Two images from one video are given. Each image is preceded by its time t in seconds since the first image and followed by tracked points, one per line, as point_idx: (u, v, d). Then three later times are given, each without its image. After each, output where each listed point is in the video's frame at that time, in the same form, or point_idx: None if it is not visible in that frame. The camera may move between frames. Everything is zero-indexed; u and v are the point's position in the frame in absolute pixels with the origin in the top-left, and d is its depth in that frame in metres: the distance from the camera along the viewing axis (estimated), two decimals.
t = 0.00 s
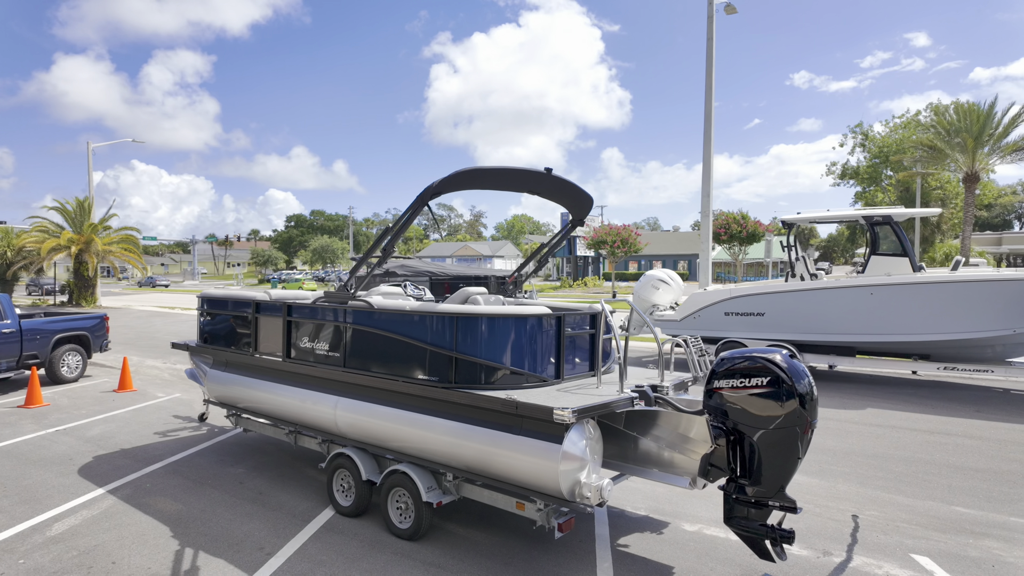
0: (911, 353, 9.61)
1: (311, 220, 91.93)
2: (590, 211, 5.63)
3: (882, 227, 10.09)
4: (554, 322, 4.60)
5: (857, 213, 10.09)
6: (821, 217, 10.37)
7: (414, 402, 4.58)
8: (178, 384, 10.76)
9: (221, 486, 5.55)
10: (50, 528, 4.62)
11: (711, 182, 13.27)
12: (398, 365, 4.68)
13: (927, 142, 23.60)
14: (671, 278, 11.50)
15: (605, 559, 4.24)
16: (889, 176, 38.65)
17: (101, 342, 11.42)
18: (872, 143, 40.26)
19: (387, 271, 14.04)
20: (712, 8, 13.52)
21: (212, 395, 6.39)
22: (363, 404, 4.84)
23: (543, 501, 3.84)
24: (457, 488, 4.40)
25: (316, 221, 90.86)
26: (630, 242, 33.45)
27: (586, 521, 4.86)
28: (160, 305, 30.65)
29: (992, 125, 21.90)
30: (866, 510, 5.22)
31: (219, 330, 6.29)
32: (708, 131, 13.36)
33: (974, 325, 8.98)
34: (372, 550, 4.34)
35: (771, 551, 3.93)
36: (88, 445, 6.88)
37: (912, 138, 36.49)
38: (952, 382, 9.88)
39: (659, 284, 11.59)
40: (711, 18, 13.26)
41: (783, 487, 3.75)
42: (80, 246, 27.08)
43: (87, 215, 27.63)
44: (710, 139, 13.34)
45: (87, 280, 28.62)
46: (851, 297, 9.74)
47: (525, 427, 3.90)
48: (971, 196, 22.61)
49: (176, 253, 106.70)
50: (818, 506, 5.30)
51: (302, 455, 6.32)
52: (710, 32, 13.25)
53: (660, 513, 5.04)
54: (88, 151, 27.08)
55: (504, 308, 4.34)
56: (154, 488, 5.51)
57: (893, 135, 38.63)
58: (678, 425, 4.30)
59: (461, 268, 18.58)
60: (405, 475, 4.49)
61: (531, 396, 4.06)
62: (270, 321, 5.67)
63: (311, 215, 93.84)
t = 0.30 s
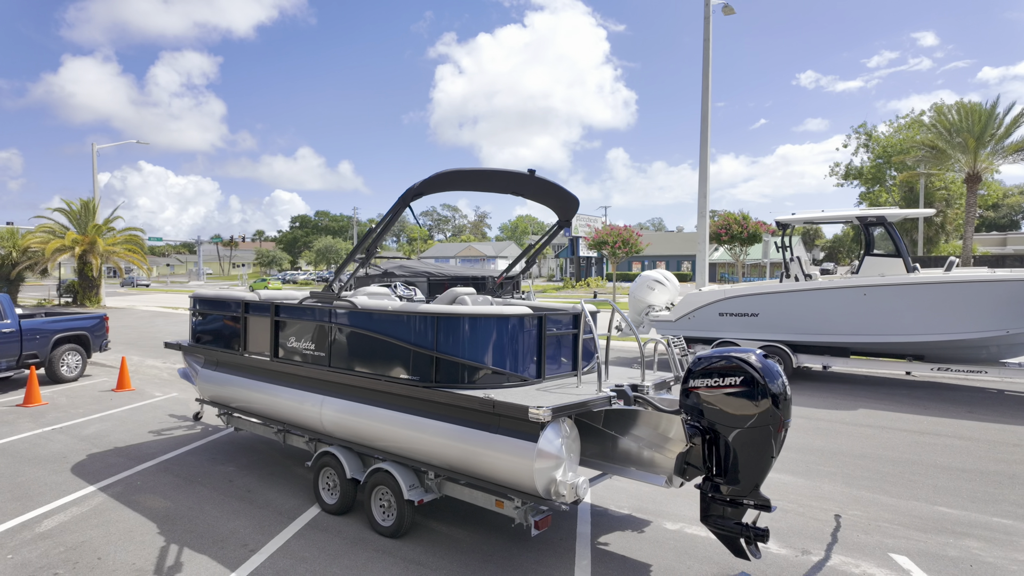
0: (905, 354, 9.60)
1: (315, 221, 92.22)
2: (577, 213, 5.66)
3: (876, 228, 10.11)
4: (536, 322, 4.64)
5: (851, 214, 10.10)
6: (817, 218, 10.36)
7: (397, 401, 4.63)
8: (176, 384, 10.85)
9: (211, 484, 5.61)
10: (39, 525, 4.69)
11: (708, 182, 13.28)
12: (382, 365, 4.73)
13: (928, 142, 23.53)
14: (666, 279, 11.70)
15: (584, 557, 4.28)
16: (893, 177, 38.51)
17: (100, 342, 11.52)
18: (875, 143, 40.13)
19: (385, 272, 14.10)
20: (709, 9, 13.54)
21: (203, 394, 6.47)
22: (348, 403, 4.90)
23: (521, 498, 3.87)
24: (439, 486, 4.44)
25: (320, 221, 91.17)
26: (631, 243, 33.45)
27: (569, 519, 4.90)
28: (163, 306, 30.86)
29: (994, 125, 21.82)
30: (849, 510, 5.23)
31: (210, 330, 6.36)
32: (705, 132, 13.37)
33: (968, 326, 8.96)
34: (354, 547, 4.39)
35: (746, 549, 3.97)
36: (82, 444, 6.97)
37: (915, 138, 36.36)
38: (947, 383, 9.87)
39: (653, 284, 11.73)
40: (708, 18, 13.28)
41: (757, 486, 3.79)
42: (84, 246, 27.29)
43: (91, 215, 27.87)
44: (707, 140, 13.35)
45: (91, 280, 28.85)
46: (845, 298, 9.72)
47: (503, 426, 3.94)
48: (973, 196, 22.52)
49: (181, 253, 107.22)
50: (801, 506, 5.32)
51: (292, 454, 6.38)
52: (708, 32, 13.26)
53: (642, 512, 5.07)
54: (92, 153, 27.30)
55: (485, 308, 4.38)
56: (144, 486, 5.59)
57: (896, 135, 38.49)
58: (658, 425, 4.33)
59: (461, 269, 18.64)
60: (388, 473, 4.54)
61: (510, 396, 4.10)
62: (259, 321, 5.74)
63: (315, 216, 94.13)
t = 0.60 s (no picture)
0: (909, 355, 9.54)
1: (327, 222, 92.92)
2: (573, 214, 5.73)
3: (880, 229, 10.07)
4: (528, 322, 4.72)
5: (855, 214, 10.08)
6: (821, 218, 10.34)
7: (392, 399, 4.72)
8: (186, 382, 11.04)
9: (214, 479, 5.75)
10: (47, 517, 4.84)
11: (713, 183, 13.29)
12: (377, 363, 4.83)
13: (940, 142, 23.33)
14: (670, 279, 11.75)
15: (574, 554, 4.34)
16: (906, 177, 38.14)
17: (113, 341, 11.74)
18: (889, 143, 39.75)
19: (392, 272, 14.24)
20: (714, 10, 13.55)
21: (208, 392, 6.61)
22: (345, 401, 5.00)
23: (510, 495, 3.95)
24: (433, 483, 4.53)
25: (332, 222, 91.85)
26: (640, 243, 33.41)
27: (561, 516, 4.97)
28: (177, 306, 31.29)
29: (1007, 125, 21.60)
30: (843, 510, 5.25)
31: (215, 329, 6.51)
32: (710, 133, 13.38)
33: (972, 327, 8.89)
34: (350, 542, 4.49)
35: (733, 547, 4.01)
36: (92, 440, 7.14)
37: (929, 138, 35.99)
38: (952, 385, 9.82)
39: (657, 285, 11.78)
40: (714, 19, 13.28)
41: (743, 484, 3.84)
42: (99, 247, 27.76)
43: (106, 216, 28.37)
44: (712, 141, 13.36)
45: (106, 281, 29.33)
46: (848, 299, 9.67)
47: (492, 424, 4.02)
48: (985, 197, 22.28)
49: (196, 254, 108.47)
50: (795, 506, 5.35)
51: (294, 451, 6.50)
52: (713, 34, 13.26)
53: (635, 510, 5.13)
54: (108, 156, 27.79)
55: (479, 308, 4.47)
56: (150, 481, 5.73)
57: (910, 134, 38.12)
58: (648, 424, 4.39)
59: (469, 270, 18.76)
60: (383, 470, 4.64)
61: (501, 394, 4.18)
62: (261, 320, 5.87)
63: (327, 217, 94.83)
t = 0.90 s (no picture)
0: (927, 356, 9.36)
1: (347, 221, 93.85)
2: (578, 214, 5.76)
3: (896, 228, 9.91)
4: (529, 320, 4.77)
5: (870, 213, 9.94)
6: (837, 217, 10.20)
7: (395, 396, 4.80)
8: (204, 379, 11.29)
9: (225, 473, 5.89)
10: (65, 507, 5.01)
11: (728, 182, 13.20)
12: (381, 361, 4.92)
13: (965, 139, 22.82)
14: (683, 279, 11.74)
15: (573, 550, 4.38)
16: (933, 174, 37.33)
17: (135, 338, 12.04)
18: (915, 140, 38.95)
19: (407, 271, 14.36)
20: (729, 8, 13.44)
21: (222, 388, 6.77)
22: (351, 397, 5.10)
23: (507, 491, 4.00)
24: (435, 479, 4.59)
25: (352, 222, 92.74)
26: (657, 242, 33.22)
27: (563, 513, 5.01)
28: (200, 304, 31.91)
29: None
30: (848, 511, 5.21)
31: (228, 327, 6.67)
32: (725, 132, 13.29)
33: (991, 328, 8.67)
34: (353, 535, 4.58)
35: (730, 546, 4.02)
36: (111, 434, 7.35)
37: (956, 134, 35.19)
38: (971, 387, 9.64)
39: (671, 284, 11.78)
40: (728, 17, 13.18)
41: (740, 483, 3.85)
42: (125, 246, 28.42)
43: (132, 216, 29.05)
44: (727, 140, 13.26)
45: (132, 279, 30.02)
46: (863, 299, 9.54)
47: (490, 421, 4.08)
48: (1013, 195, 21.75)
49: (220, 254, 110.31)
50: (800, 507, 5.32)
51: (305, 447, 6.63)
52: (728, 31, 13.15)
53: (637, 508, 5.15)
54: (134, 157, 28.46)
55: (480, 307, 4.53)
56: (164, 474, 5.90)
57: (936, 131, 37.32)
58: (648, 424, 4.39)
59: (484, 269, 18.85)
60: (386, 465, 4.71)
61: (500, 392, 4.23)
62: (271, 318, 6.00)
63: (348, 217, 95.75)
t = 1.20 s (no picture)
0: (952, 355, 9.11)
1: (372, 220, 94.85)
2: (587, 211, 5.77)
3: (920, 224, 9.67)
4: (533, 317, 4.80)
5: (892, 210, 9.72)
6: (860, 213, 10.00)
7: (401, 391, 4.88)
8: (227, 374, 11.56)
9: (241, 466, 6.04)
10: (87, 496, 5.20)
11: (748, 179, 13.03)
12: (388, 357, 5.00)
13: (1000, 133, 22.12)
14: (701, 276, 11.53)
15: (576, 546, 4.40)
16: (967, 169, 36.24)
17: (162, 335, 12.38)
18: (948, 134, 37.86)
19: (425, 269, 14.47)
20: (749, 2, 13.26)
21: (239, 383, 6.95)
22: (359, 393, 5.19)
23: (508, 486, 4.04)
24: (439, 474, 4.64)
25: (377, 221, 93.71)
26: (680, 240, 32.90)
27: (568, 509, 5.03)
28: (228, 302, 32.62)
29: None
30: (859, 512, 5.12)
31: (245, 324, 6.83)
32: (745, 128, 13.12)
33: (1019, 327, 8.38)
34: (360, 528, 4.67)
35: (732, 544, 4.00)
36: (135, 427, 7.59)
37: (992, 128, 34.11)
38: (999, 387, 9.36)
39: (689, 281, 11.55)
40: (748, 12, 13.00)
41: (741, 481, 3.83)
42: (155, 245, 29.19)
43: (162, 216, 29.81)
44: (747, 136, 13.09)
45: (163, 278, 30.80)
46: (884, 297, 9.33)
47: (492, 416, 4.12)
48: None
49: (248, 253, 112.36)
50: (810, 507, 5.25)
51: (318, 441, 6.76)
52: (748, 26, 12.96)
53: (643, 506, 5.14)
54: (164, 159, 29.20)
55: (484, 304, 4.57)
56: (182, 466, 6.07)
57: (971, 125, 36.23)
58: (653, 421, 4.36)
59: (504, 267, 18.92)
60: (392, 459, 4.79)
61: (501, 387, 4.27)
62: (284, 315, 6.13)
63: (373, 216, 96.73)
